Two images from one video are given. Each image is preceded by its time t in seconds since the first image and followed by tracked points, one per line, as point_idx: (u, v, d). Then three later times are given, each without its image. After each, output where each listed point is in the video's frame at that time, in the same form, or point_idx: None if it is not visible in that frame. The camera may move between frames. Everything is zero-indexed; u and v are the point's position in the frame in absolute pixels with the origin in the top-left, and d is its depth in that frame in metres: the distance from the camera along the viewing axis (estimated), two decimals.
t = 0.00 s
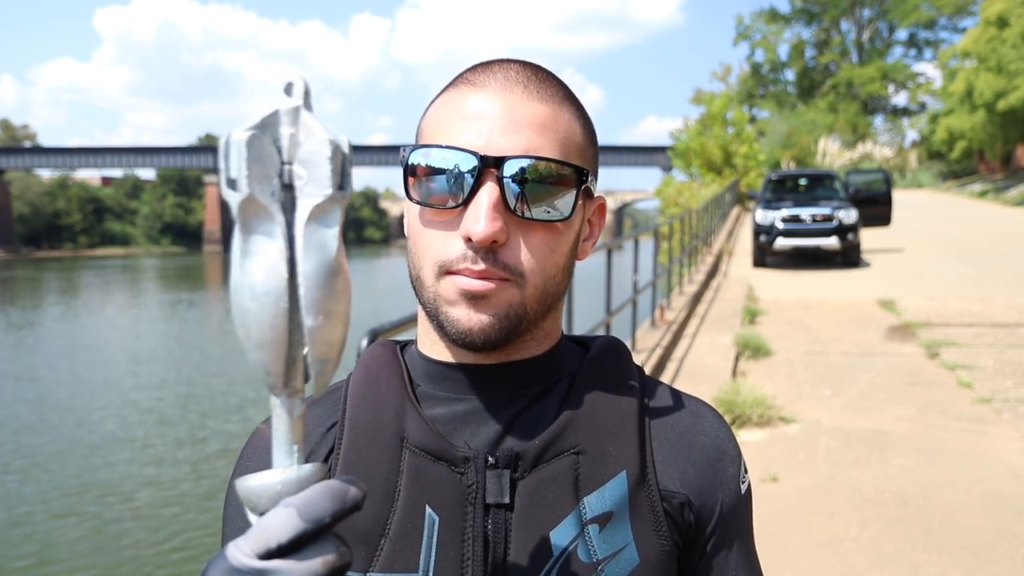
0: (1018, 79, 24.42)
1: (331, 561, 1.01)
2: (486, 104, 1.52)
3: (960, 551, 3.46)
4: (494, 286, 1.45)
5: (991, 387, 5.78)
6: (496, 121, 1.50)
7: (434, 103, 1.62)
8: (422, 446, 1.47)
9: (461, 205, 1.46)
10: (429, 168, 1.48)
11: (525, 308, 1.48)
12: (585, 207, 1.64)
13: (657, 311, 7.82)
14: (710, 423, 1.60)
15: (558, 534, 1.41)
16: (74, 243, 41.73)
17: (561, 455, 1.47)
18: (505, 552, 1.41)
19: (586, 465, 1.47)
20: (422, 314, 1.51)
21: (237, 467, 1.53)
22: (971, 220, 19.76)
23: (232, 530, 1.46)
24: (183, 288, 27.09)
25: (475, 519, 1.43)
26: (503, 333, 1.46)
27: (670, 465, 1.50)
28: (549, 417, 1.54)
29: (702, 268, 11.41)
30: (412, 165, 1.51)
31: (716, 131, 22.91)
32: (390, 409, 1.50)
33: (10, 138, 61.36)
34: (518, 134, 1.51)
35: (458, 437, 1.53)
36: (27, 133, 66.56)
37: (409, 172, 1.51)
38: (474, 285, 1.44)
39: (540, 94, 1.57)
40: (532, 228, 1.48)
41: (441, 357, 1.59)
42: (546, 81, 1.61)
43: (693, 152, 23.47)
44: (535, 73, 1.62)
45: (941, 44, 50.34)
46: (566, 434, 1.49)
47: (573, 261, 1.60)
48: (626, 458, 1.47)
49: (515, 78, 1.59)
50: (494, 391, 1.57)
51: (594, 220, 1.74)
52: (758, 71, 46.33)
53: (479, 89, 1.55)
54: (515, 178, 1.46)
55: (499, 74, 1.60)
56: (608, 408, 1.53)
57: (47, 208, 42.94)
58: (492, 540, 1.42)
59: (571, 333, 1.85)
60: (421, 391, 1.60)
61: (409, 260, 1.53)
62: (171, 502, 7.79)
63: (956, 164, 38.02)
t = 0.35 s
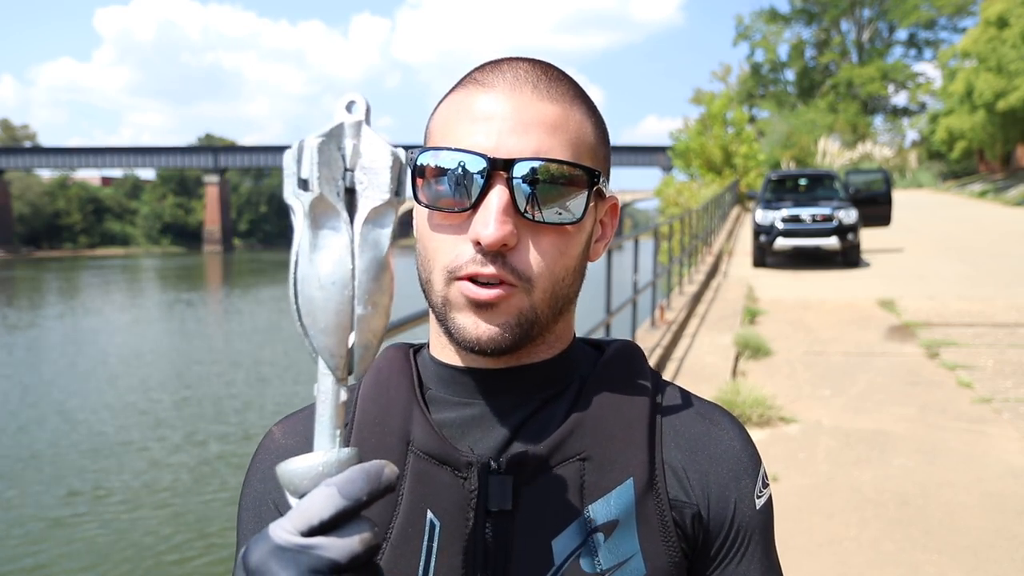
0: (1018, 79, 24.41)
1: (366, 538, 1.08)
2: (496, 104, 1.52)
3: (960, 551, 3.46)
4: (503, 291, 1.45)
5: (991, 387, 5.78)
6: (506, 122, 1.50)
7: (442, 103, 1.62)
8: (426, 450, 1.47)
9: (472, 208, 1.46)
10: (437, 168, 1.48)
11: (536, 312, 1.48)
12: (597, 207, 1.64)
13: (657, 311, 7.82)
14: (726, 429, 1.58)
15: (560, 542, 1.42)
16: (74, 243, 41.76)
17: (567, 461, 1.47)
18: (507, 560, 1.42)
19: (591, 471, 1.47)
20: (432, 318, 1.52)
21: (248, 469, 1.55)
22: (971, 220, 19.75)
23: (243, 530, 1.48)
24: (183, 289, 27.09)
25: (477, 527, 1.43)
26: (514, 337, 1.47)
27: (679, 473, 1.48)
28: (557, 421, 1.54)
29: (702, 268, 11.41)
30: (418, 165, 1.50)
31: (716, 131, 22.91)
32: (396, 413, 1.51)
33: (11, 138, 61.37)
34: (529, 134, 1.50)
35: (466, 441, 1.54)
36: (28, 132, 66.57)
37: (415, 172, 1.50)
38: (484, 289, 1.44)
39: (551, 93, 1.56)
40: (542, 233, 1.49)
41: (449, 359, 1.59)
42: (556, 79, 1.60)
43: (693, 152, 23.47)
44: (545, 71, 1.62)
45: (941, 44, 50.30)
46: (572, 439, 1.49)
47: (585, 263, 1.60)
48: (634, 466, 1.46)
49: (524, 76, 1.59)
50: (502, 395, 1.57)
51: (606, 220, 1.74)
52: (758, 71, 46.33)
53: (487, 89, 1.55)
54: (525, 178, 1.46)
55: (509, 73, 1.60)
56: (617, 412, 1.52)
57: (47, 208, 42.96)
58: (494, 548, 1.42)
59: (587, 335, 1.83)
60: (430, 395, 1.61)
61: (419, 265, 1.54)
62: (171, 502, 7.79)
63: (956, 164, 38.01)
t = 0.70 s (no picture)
0: (1018, 80, 24.41)
1: (284, 530, 1.03)
2: (519, 102, 1.53)
3: (960, 551, 3.46)
4: (519, 287, 1.43)
5: (991, 387, 5.78)
6: (528, 121, 1.51)
7: (465, 99, 1.63)
8: (426, 453, 1.48)
9: (489, 202, 1.47)
10: (454, 167, 1.50)
11: (551, 311, 1.47)
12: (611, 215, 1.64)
13: (657, 311, 7.82)
14: (738, 442, 1.54)
15: (558, 549, 1.40)
16: (74, 243, 41.73)
17: (567, 468, 1.46)
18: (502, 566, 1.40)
19: (592, 479, 1.45)
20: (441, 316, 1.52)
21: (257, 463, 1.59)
22: (971, 220, 19.76)
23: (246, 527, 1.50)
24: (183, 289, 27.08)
25: (474, 531, 1.42)
26: (529, 334, 1.45)
27: (685, 482, 1.45)
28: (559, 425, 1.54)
29: (702, 268, 11.41)
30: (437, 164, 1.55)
31: (716, 131, 22.91)
32: (398, 416, 1.53)
33: (11, 138, 61.39)
34: (551, 131, 1.51)
35: (469, 445, 1.54)
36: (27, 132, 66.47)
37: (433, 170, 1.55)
38: (499, 285, 1.43)
39: (574, 95, 1.57)
40: (562, 233, 1.48)
41: (455, 362, 1.61)
42: (578, 83, 1.62)
43: (693, 152, 23.46)
44: (568, 75, 1.63)
45: (941, 43, 50.29)
46: (574, 445, 1.48)
47: (596, 267, 1.59)
48: (636, 473, 1.44)
49: (547, 77, 1.60)
50: (507, 398, 1.57)
51: (617, 228, 1.74)
52: (758, 71, 46.33)
53: (512, 87, 1.56)
54: (542, 179, 1.47)
55: (532, 73, 1.61)
56: (621, 418, 1.50)
57: (47, 208, 43.00)
58: (490, 554, 1.41)
59: (599, 343, 1.83)
60: (434, 398, 1.62)
61: (432, 260, 1.53)
62: (171, 503, 7.79)
63: (956, 164, 38.01)
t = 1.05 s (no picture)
0: (1018, 79, 24.43)
1: (211, 545, 1.01)
2: (524, 105, 1.53)
3: (960, 551, 3.46)
4: (519, 293, 1.44)
5: (991, 387, 5.78)
6: (531, 124, 1.51)
7: (470, 99, 1.62)
8: (437, 458, 1.49)
9: (492, 208, 1.47)
10: (466, 171, 1.49)
11: (548, 317, 1.47)
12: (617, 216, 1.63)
13: (657, 311, 7.82)
14: (742, 445, 1.54)
15: (570, 552, 1.40)
16: (74, 243, 41.74)
17: (576, 470, 1.47)
18: (512, 568, 1.41)
19: (601, 482, 1.46)
20: (446, 319, 1.52)
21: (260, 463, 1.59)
22: (971, 220, 19.76)
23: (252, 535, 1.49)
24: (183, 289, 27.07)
25: (483, 533, 1.44)
26: (531, 340, 1.46)
27: (692, 486, 1.46)
28: (566, 428, 1.54)
29: (702, 267, 11.42)
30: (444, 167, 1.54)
31: (716, 131, 22.92)
32: (403, 419, 1.53)
33: (10, 138, 61.36)
34: (553, 135, 1.51)
35: (475, 448, 1.54)
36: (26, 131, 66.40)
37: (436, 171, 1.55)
38: (500, 292, 1.44)
39: (579, 96, 1.57)
40: (563, 239, 1.48)
41: (459, 364, 1.61)
42: (584, 84, 1.61)
43: (693, 152, 23.47)
44: (574, 75, 1.62)
45: (940, 44, 50.28)
46: (582, 449, 1.48)
47: (601, 270, 1.59)
48: (646, 476, 1.45)
49: (552, 78, 1.59)
50: (513, 400, 1.57)
51: (623, 229, 1.72)
52: (758, 71, 46.31)
53: (515, 89, 1.55)
54: (547, 182, 1.46)
55: (537, 75, 1.60)
56: (628, 421, 1.51)
57: (47, 208, 42.98)
58: (500, 556, 1.42)
59: (602, 346, 1.83)
60: (438, 400, 1.62)
61: (435, 264, 1.54)
62: (171, 503, 7.80)
63: (956, 164, 38.03)
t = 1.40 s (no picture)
0: (1018, 79, 24.44)
1: (247, 538, 1.03)
2: (453, 108, 1.53)
3: (960, 551, 3.46)
4: (456, 291, 1.43)
5: (991, 387, 5.78)
6: (457, 127, 1.51)
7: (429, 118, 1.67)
8: (435, 453, 1.49)
9: (421, 210, 1.51)
10: (412, 175, 1.52)
11: (488, 311, 1.44)
12: (581, 204, 1.56)
13: (656, 311, 7.81)
14: (749, 451, 1.52)
15: (561, 552, 1.40)
16: (74, 243, 41.74)
17: (574, 469, 1.47)
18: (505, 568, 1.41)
19: (597, 481, 1.46)
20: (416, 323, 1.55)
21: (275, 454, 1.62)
22: (970, 220, 19.76)
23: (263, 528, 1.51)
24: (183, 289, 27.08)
25: (478, 530, 1.45)
26: (472, 335, 1.44)
27: (692, 490, 1.45)
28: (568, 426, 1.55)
29: (702, 267, 11.41)
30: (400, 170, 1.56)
31: (716, 132, 22.92)
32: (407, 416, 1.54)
33: (10, 138, 61.38)
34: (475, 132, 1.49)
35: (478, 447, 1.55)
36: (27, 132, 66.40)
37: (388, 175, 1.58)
38: (437, 292, 1.44)
39: (503, 89, 1.53)
40: (492, 230, 1.44)
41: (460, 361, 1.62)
42: (514, 75, 1.57)
43: (693, 152, 23.47)
44: (509, 70, 1.59)
45: (940, 44, 50.27)
46: (579, 449, 1.48)
47: (568, 259, 1.54)
48: (642, 477, 1.44)
49: (486, 77, 1.57)
50: (510, 401, 1.57)
51: (606, 213, 1.63)
52: (758, 71, 46.32)
53: (444, 99, 1.57)
54: (513, 177, 1.45)
55: (475, 76, 1.59)
56: (629, 422, 1.50)
57: (47, 209, 42.98)
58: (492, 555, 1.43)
59: (611, 348, 1.82)
60: (443, 399, 1.63)
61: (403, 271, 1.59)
62: (174, 503, 7.80)
63: (956, 164, 38.03)
